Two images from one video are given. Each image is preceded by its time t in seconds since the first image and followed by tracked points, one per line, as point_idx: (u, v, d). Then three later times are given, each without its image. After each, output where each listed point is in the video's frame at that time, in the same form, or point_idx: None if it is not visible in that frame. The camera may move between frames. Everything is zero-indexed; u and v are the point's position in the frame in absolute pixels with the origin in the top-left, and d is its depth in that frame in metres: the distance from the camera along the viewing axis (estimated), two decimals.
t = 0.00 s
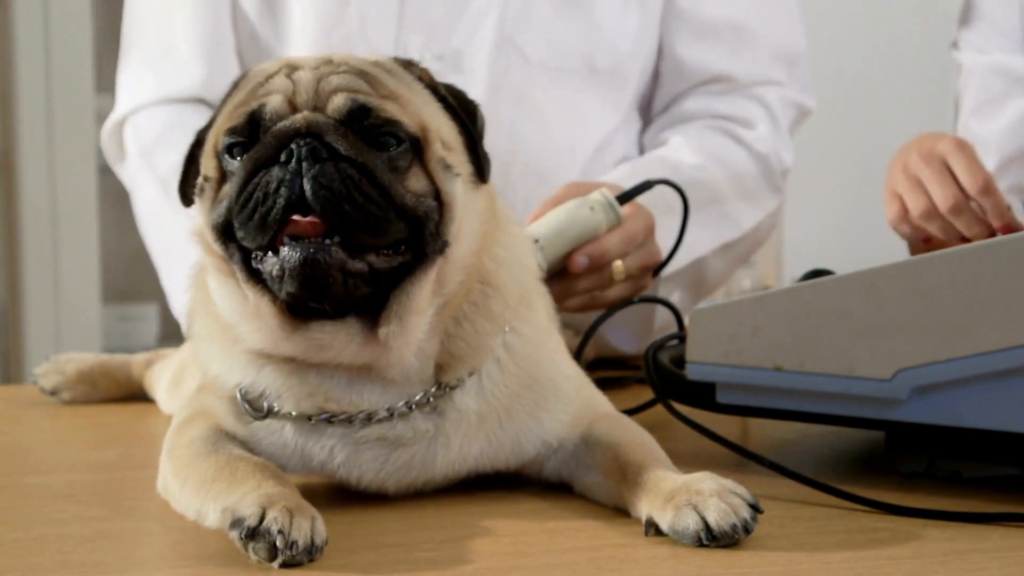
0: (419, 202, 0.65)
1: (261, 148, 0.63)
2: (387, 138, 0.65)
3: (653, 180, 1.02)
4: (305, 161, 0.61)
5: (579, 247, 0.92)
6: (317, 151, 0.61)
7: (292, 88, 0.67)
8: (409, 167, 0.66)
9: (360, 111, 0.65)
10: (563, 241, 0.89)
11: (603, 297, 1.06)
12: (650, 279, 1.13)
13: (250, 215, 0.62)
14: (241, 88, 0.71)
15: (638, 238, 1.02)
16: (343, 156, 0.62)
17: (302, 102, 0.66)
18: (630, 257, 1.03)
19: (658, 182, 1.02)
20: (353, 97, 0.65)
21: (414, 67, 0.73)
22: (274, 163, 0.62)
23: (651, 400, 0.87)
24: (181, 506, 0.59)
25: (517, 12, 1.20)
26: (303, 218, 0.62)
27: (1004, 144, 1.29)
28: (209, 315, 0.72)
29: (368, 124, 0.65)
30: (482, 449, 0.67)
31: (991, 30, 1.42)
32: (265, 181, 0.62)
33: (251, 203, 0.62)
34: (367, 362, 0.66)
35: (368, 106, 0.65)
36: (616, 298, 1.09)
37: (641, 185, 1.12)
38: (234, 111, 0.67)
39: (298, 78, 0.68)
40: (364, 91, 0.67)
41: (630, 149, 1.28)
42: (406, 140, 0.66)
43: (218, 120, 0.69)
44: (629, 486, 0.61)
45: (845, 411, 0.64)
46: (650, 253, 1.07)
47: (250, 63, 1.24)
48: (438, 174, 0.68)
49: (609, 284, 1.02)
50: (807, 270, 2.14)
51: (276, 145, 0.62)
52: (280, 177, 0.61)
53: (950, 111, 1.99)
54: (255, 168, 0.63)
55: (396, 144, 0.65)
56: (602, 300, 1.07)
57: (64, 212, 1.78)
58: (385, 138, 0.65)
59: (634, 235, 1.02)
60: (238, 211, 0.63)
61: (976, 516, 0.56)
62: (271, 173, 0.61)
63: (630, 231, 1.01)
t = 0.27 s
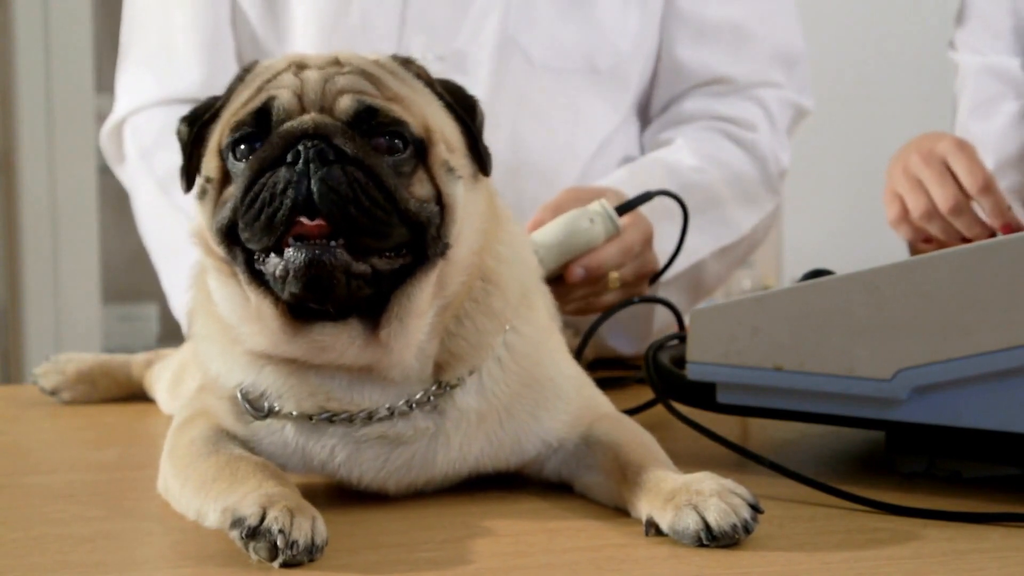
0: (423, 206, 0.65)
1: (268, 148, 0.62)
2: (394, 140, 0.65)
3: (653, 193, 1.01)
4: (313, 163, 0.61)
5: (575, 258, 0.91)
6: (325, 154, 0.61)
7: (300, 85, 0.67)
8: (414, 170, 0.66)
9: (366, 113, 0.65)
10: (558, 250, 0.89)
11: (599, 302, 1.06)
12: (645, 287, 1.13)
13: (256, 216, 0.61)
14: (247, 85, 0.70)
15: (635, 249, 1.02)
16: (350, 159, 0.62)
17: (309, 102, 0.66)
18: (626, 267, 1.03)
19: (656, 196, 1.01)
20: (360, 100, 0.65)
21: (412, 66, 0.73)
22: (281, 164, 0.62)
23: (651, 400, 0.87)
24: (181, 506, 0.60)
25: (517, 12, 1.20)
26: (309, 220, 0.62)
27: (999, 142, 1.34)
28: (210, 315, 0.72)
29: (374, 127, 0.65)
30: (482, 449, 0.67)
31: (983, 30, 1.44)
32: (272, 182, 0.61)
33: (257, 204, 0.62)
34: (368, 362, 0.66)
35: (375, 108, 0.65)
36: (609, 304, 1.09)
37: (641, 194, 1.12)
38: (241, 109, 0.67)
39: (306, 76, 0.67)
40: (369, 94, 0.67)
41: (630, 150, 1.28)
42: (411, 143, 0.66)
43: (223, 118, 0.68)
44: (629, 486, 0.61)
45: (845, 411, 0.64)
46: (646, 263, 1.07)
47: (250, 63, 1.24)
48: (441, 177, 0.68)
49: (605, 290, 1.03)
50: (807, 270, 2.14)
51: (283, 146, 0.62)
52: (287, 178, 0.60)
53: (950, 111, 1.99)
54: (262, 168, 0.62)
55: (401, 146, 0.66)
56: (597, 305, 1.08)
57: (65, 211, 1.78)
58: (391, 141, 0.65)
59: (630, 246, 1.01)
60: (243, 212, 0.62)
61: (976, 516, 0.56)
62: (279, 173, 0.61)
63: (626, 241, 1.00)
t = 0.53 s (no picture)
0: (441, 206, 0.66)
1: (289, 146, 0.62)
2: (413, 139, 0.66)
3: (655, 194, 1.01)
4: (336, 161, 0.61)
5: (573, 260, 0.91)
6: (348, 153, 0.61)
7: (319, 83, 0.67)
8: (432, 171, 0.67)
9: (388, 113, 0.65)
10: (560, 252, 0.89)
11: (596, 300, 1.06)
12: (643, 287, 1.13)
13: (276, 214, 0.61)
14: (262, 84, 0.70)
15: (635, 250, 1.02)
16: (373, 159, 0.62)
17: (329, 101, 0.66)
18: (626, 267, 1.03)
19: (659, 198, 1.01)
20: (381, 99, 0.66)
21: (428, 67, 0.74)
22: (303, 163, 0.62)
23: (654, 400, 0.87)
24: (184, 505, 0.59)
25: (518, 13, 1.20)
26: (331, 219, 0.63)
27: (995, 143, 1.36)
28: (216, 313, 0.72)
29: (395, 127, 0.66)
30: (486, 448, 0.67)
31: (976, 32, 1.45)
32: (293, 180, 0.61)
33: (277, 202, 0.61)
34: (377, 361, 0.66)
35: (396, 108, 0.66)
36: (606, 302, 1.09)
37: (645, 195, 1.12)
38: (256, 107, 0.66)
39: (324, 76, 0.68)
40: (389, 94, 0.68)
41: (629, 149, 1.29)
42: (430, 144, 0.67)
43: (237, 117, 0.68)
44: (632, 486, 0.61)
45: (849, 412, 0.64)
46: (645, 264, 1.07)
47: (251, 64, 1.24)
48: (457, 177, 0.68)
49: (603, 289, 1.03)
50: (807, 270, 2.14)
51: (305, 144, 0.62)
52: (310, 176, 0.60)
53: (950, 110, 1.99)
54: (281, 168, 0.62)
55: (421, 147, 0.66)
56: (593, 304, 1.08)
57: (65, 211, 1.78)
58: (411, 140, 0.66)
59: (630, 247, 1.01)
60: (262, 210, 0.62)
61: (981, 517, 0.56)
62: (300, 171, 0.61)
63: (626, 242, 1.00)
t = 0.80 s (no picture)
0: (448, 208, 0.66)
1: (298, 147, 0.62)
2: (421, 141, 0.66)
3: (656, 188, 1.01)
4: (345, 162, 0.61)
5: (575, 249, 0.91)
6: (358, 154, 0.61)
7: (327, 84, 0.67)
8: (439, 173, 0.67)
9: (397, 114, 0.65)
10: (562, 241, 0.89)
11: (596, 298, 1.06)
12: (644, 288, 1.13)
13: (285, 215, 0.61)
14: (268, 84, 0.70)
15: (636, 246, 1.02)
16: (383, 160, 0.62)
17: (337, 101, 0.66)
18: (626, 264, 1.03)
19: (659, 191, 1.01)
20: (389, 100, 0.66)
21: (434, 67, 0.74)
22: (312, 164, 0.61)
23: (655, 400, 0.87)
24: (185, 505, 0.59)
25: (519, 13, 1.20)
26: (341, 220, 0.63)
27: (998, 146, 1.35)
28: (219, 313, 0.72)
29: (403, 128, 0.66)
30: (487, 449, 0.67)
31: (975, 32, 1.46)
32: (303, 181, 0.61)
33: (287, 202, 0.61)
34: (380, 362, 0.66)
35: (405, 109, 0.66)
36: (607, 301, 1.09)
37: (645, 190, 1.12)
38: (264, 108, 0.66)
39: (332, 76, 0.68)
40: (397, 95, 0.68)
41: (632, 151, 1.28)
42: (438, 145, 0.67)
43: (243, 117, 0.68)
44: (633, 486, 0.61)
45: (850, 412, 0.64)
46: (646, 263, 1.07)
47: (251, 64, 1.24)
48: (463, 177, 0.68)
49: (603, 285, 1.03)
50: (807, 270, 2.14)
51: (314, 144, 0.62)
52: (320, 177, 0.60)
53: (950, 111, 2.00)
54: (289, 169, 0.61)
55: (428, 148, 0.66)
56: (594, 302, 1.08)
57: (65, 211, 1.78)
58: (418, 142, 0.66)
59: (631, 242, 1.01)
60: (271, 210, 0.61)
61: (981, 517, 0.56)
62: (309, 172, 0.61)
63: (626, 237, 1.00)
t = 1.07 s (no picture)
0: (447, 208, 0.66)
1: (298, 147, 0.62)
2: (420, 140, 0.66)
3: (661, 207, 1.01)
4: (346, 162, 0.61)
5: (572, 259, 0.91)
6: (358, 154, 0.61)
7: (326, 84, 0.67)
8: (438, 173, 0.67)
9: (397, 114, 0.65)
10: (563, 250, 0.89)
11: (588, 306, 1.08)
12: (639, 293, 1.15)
13: (286, 216, 0.61)
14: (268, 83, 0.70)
15: (632, 261, 1.03)
16: (383, 160, 0.62)
17: (337, 101, 0.66)
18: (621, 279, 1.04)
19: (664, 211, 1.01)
20: (388, 100, 0.66)
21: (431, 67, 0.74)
22: (312, 164, 0.61)
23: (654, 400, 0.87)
24: (184, 505, 0.59)
25: (519, 13, 1.20)
26: (342, 221, 0.63)
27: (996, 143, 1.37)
28: (219, 313, 0.72)
29: (403, 128, 0.66)
30: (487, 449, 0.66)
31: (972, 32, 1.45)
32: (302, 181, 0.60)
33: (287, 203, 0.61)
34: (379, 363, 0.66)
35: (404, 109, 0.66)
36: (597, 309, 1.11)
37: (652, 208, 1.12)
38: (263, 108, 0.66)
39: (332, 76, 0.68)
40: (397, 95, 0.68)
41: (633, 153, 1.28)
42: (437, 145, 0.67)
43: (243, 116, 0.67)
44: (633, 486, 0.61)
45: (850, 412, 0.64)
46: (640, 280, 1.09)
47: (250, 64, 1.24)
48: (462, 177, 0.68)
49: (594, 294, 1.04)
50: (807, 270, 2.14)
51: (315, 144, 0.62)
52: (320, 177, 0.60)
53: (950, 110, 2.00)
54: (289, 168, 0.61)
55: (427, 148, 0.66)
56: (583, 307, 1.08)
57: (65, 212, 1.78)
58: (417, 142, 0.66)
59: (629, 259, 1.02)
60: (271, 211, 0.61)
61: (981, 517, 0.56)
62: (309, 173, 0.61)
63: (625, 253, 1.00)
